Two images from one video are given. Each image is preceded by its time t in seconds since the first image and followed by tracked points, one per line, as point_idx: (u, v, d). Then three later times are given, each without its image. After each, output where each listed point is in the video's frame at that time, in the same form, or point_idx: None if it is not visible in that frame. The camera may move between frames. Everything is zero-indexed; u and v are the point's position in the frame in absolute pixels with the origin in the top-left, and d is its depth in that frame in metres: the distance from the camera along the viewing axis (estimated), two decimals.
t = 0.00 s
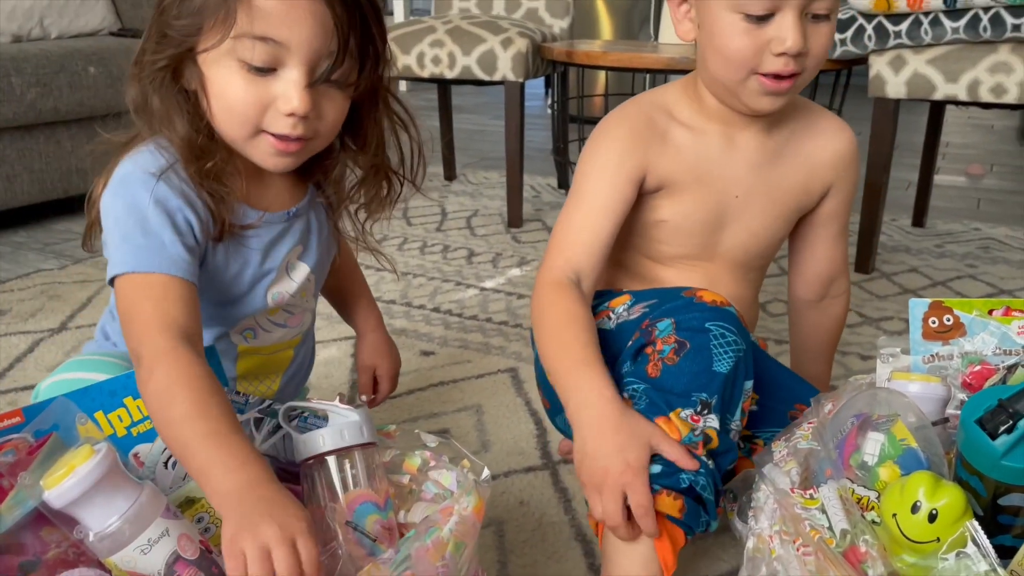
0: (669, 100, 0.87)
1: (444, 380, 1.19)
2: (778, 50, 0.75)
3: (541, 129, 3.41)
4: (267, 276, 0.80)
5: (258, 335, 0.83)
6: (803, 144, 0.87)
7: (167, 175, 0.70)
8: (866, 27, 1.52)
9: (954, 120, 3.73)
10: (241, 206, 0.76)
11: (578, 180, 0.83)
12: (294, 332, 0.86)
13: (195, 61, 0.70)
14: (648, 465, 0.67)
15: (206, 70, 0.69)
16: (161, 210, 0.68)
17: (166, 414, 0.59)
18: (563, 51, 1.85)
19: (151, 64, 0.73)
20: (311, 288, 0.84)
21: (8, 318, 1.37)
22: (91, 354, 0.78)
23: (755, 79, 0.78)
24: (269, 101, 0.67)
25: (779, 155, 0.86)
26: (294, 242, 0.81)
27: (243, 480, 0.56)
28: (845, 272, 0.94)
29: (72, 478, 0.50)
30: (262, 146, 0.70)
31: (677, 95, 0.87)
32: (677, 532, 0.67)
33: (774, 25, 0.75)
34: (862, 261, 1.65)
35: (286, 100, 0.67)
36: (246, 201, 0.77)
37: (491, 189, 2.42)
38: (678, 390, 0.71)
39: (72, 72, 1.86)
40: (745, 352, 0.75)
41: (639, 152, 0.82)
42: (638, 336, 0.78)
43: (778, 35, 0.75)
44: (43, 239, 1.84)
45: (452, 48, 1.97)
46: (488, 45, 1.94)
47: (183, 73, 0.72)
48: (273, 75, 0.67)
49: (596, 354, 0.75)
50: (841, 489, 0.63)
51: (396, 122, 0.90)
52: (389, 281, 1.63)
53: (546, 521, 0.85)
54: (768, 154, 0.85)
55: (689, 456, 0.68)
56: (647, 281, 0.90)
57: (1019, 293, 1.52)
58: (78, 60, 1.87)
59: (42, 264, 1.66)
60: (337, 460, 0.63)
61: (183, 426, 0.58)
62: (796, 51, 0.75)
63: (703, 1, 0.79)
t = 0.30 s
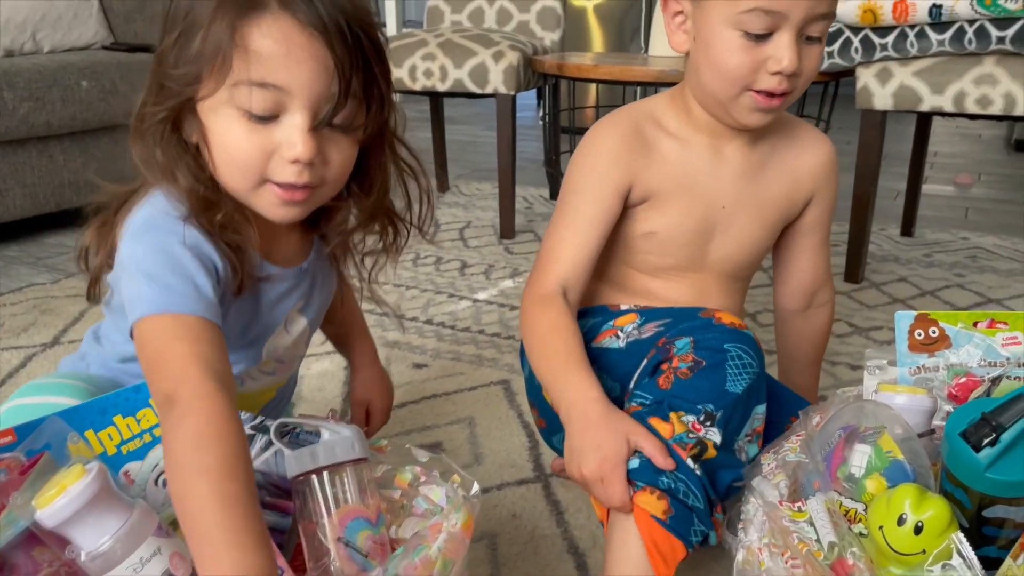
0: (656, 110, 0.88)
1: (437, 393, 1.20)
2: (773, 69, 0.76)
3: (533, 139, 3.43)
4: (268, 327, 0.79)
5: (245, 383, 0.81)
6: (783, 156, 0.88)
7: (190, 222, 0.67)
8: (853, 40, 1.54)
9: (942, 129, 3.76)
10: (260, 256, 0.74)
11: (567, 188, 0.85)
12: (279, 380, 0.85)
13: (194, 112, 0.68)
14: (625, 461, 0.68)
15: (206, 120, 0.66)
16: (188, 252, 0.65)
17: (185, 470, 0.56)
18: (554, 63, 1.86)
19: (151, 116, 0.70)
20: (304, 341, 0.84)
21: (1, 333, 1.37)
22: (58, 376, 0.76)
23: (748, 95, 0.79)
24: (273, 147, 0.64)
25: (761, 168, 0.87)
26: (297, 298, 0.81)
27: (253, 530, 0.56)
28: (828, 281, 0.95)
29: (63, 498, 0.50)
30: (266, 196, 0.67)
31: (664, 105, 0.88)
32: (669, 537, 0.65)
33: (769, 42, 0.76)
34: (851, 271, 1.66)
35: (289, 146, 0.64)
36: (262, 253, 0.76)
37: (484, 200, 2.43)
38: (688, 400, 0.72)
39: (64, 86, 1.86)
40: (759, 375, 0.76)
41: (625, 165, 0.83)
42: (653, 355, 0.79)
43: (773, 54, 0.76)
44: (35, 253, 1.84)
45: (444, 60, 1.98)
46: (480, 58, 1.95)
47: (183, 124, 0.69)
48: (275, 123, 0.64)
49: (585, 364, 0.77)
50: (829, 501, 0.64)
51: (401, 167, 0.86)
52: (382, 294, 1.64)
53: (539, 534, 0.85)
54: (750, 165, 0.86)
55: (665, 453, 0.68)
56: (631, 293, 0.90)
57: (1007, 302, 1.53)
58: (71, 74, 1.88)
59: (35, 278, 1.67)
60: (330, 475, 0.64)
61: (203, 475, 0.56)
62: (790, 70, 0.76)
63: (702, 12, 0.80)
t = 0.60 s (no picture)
0: (638, 126, 0.88)
1: (426, 407, 1.20)
2: (740, 84, 0.77)
3: (521, 151, 3.44)
4: (270, 351, 0.78)
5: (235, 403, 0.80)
6: (764, 168, 0.89)
7: (196, 245, 0.65)
8: (836, 53, 1.55)
9: (926, 139, 3.80)
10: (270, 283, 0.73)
11: (553, 202, 0.86)
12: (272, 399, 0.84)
13: (208, 134, 0.65)
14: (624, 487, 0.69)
15: (222, 147, 0.64)
16: (196, 280, 0.64)
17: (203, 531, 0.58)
18: (541, 77, 1.87)
19: (160, 137, 0.67)
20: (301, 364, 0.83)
21: None
22: None
23: (720, 109, 0.80)
24: (292, 180, 0.61)
25: (745, 178, 0.88)
26: (301, 322, 0.80)
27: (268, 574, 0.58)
28: (812, 291, 0.96)
29: (52, 516, 0.50)
30: (282, 227, 0.64)
31: (646, 120, 0.89)
32: (671, 559, 0.66)
33: (734, 59, 0.77)
34: (837, 281, 1.68)
35: (309, 180, 0.61)
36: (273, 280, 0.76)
37: (472, 212, 2.44)
38: (693, 422, 0.73)
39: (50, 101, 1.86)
40: (759, 396, 0.77)
41: (608, 184, 0.84)
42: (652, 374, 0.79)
43: (741, 70, 0.77)
44: (20, 268, 1.84)
45: (431, 74, 1.99)
46: (467, 72, 1.96)
47: (195, 145, 0.66)
48: (296, 153, 0.61)
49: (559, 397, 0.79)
50: (814, 512, 0.65)
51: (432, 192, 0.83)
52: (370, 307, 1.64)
53: (528, 548, 0.86)
54: (733, 178, 0.87)
55: (635, 466, 0.70)
56: (622, 306, 0.91)
57: (991, 311, 1.55)
58: (57, 89, 1.88)
59: (20, 294, 1.66)
60: (317, 491, 0.64)
61: (220, 532, 0.58)
62: (757, 86, 0.77)
63: (672, 33, 0.81)
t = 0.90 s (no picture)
0: (607, 136, 0.89)
1: (411, 421, 1.19)
2: (692, 96, 0.78)
3: (507, 163, 3.45)
4: (270, 358, 0.77)
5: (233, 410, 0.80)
6: (733, 180, 0.89)
7: (194, 266, 0.63)
8: (817, 65, 1.56)
9: (908, 149, 3.84)
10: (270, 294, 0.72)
11: (527, 212, 0.87)
12: (276, 402, 0.84)
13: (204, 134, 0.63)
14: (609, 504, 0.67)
15: (218, 150, 0.62)
16: (195, 304, 0.62)
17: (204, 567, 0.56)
18: (524, 89, 1.87)
19: (153, 141, 0.66)
20: (301, 371, 0.83)
21: None
22: None
23: (675, 121, 0.80)
24: (292, 181, 0.61)
25: (710, 191, 0.87)
26: (302, 331, 0.79)
27: None
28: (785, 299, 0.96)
29: (31, 535, 0.50)
30: (284, 229, 0.64)
31: (615, 130, 0.89)
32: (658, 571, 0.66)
33: (683, 70, 0.78)
34: (821, 291, 1.69)
35: (311, 180, 0.60)
36: (273, 289, 0.75)
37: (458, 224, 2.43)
38: (673, 429, 0.72)
39: (31, 115, 1.85)
40: (738, 399, 0.77)
41: (576, 189, 0.85)
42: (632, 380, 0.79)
43: (691, 81, 0.77)
44: None
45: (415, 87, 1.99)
46: (452, 84, 1.96)
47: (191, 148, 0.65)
48: (297, 154, 0.60)
49: (554, 394, 0.80)
50: (799, 522, 0.65)
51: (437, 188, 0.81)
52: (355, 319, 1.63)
53: (515, 561, 0.85)
54: (703, 189, 0.87)
55: (624, 484, 0.69)
56: (598, 318, 0.91)
57: (973, 320, 1.56)
58: (38, 103, 1.86)
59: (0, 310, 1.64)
60: (299, 506, 0.63)
61: None
62: (709, 97, 0.77)
63: (627, 50, 0.82)
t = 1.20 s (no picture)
0: (578, 154, 0.90)
1: (396, 434, 1.18)
2: (661, 112, 0.78)
3: (492, 175, 3.45)
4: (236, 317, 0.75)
5: (211, 381, 0.78)
6: (709, 197, 0.90)
7: (157, 186, 0.62)
8: (798, 77, 1.58)
9: (890, 160, 3.88)
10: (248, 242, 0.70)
11: (501, 229, 0.87)
12: (259, 381, 0.82)
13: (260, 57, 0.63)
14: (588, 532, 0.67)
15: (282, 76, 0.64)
16: (143, 225, 0.59)
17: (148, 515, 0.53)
18: (508, 102, 1.88)
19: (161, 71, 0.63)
20: (282, 338, 0.81)
21: None
22: None
23: (645, 138, 0.81)
24: (362, 100, 0.67)
25: (682, 209, 0.88)
26: (276, 289, 0.78)
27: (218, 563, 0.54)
28: (768, 316, 0.96)
29: (9, 554, 0.49)
30: (346, 152, 0.70)
31: (589, 149, 0.90)
32: None
33: (654, 87, 0.78)
34: (804, 301, 1.70)
35: (377, 99, 0.68)
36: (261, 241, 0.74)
37: (444, 236, 2.43)
38: (635, 445, 0.73)
39: (13, 129, 1.83)
40: (695, 405, 0.78)
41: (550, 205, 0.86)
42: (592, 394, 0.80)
43: (659, 99, 0.78)
44: None
45: (399, 100, 2.00)
46: (436, 97, 1.97)
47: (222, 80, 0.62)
48: (363, 72, 0.67)
49: (539, 417, 0.77)
50: (783, 534, 0.66)
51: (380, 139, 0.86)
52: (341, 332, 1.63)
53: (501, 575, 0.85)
54: (675, 206, 0.88)
55: (627, 514, 0.68)
56: (576, 332, 0.91)
57: (954, 329, 1.57)
58: (20, 116, 1.85)
59: None
60: (281, 524, 0.62)
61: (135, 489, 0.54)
62: (678, 113, 0.78)
63: (597, 66, 0.83)
